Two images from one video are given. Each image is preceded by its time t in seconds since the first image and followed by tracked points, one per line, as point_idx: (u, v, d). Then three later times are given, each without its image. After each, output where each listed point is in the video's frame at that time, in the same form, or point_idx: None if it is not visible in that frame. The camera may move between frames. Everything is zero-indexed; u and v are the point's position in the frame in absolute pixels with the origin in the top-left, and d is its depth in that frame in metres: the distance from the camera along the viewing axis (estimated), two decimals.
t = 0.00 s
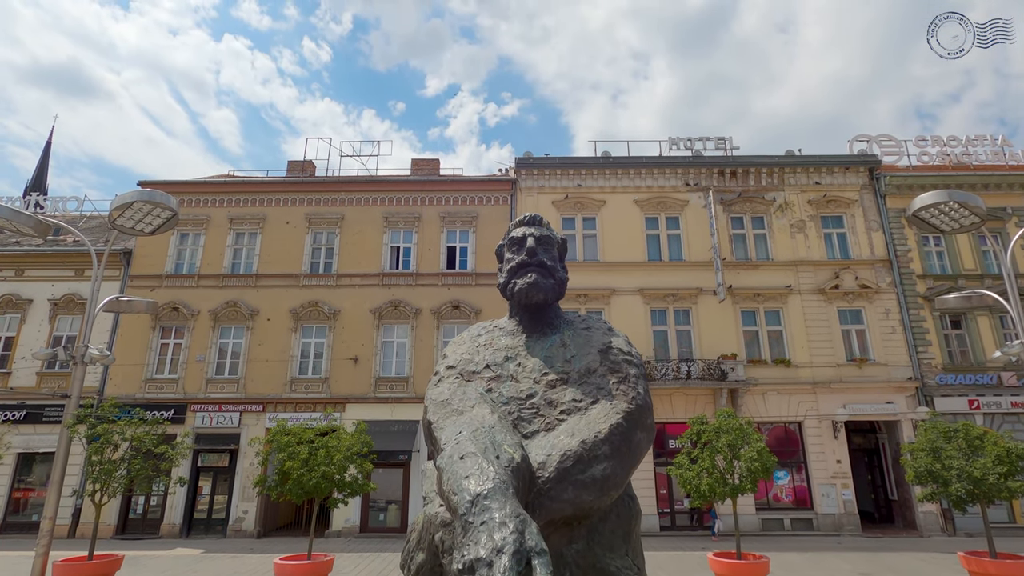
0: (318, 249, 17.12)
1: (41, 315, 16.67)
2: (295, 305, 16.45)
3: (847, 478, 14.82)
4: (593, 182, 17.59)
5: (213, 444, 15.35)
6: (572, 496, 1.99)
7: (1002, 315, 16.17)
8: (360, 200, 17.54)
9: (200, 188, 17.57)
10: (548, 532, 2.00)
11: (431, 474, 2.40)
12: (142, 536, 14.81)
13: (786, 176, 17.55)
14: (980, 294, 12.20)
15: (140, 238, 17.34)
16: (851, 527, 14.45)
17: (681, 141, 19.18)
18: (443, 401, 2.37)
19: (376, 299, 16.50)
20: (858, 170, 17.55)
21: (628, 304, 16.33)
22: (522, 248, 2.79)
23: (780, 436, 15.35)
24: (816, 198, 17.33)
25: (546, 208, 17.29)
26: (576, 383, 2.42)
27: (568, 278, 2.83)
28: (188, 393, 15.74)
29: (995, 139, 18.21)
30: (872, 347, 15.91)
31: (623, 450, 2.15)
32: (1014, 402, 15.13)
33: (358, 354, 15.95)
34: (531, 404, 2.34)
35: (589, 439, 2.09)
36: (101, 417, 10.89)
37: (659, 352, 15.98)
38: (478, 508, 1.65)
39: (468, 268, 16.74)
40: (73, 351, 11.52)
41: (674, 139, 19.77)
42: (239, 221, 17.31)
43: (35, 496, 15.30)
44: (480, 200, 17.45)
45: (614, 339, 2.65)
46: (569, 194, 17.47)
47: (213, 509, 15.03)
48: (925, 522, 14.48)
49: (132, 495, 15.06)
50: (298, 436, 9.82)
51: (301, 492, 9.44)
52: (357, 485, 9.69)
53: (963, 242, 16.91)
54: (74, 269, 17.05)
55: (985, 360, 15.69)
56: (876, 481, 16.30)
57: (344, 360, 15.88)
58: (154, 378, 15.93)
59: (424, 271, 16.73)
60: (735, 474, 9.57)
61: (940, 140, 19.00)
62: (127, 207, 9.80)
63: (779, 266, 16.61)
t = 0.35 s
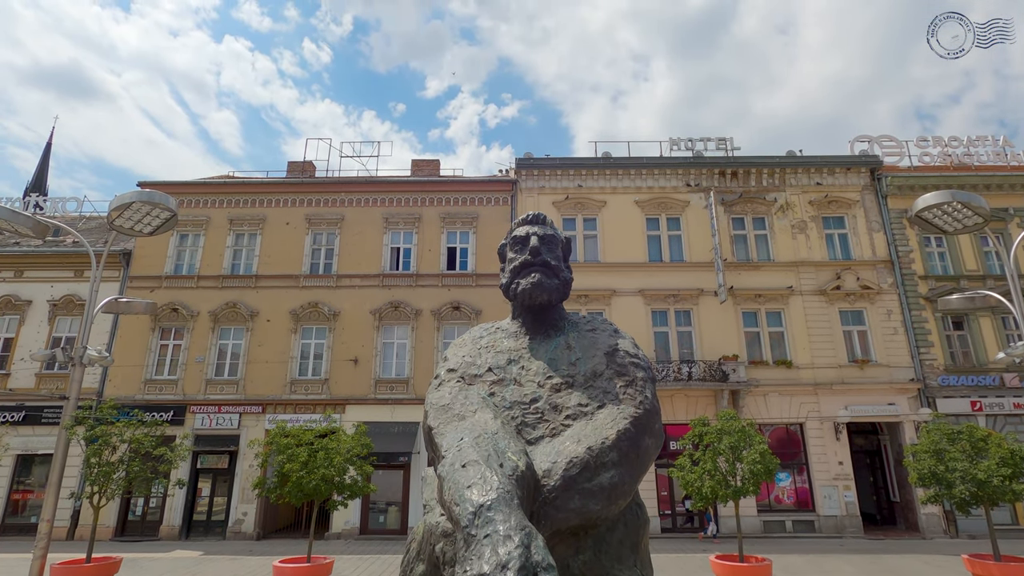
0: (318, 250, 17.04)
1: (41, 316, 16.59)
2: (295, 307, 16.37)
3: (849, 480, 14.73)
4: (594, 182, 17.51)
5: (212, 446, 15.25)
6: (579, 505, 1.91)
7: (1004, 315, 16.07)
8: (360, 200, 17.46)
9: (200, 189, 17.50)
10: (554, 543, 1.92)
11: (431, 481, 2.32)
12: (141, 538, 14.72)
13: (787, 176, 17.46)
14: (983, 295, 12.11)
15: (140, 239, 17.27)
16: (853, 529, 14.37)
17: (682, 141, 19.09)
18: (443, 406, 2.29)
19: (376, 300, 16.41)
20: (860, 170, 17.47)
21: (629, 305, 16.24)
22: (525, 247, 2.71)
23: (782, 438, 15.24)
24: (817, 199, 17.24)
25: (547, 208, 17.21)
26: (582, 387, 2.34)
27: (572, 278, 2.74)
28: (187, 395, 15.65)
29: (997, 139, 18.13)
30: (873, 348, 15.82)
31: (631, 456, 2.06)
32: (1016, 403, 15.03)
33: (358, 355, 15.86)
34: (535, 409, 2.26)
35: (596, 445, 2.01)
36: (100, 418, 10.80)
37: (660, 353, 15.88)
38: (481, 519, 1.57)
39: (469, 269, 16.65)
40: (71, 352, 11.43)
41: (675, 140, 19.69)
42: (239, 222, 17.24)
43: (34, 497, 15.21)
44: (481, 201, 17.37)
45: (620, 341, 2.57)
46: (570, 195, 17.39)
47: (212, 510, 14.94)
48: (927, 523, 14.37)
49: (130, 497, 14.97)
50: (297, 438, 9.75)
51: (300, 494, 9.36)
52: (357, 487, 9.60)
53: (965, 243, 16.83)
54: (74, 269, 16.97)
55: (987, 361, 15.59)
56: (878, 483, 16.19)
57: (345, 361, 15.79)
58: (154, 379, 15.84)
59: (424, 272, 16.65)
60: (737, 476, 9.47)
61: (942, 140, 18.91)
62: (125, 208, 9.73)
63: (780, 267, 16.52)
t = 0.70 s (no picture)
0: (318, 250, 16.95)
1: (39, 316, 16.48)
2: (294, 307, 16.28)
3: (851, 481, 14.64)
4: (594, 182, 17.41)
5: (212, 447, 15.17)
6: (585, 516, 1.81)
7: (1007, 316, 15.97)
8: (360, 200, 17.37)
9: (200, 189, 17.41)
10: (559, 555, 1.82)
11: (430, 489, 2.22)
12: (140, 540, 14.62)
13: (789, 176, 17.36)
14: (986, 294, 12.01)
15: (139, 239, 17.16)
16: (855, 530, 14.27)
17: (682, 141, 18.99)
18: (442, 411, 2.19)
19: (376, 300, 16.32)
20: (861, 170, 17.36)
21: (630, 305, 16.14)
22: (528, 245, 2.62)
23: (784, 439, 15.14)
24: (819, 199, 17.14)
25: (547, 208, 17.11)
26: (587, 390, 2.24)
27: (577, 277, 2.65)
28: (186, 396, 15.56)
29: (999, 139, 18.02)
30: (875, 349, 15.72)
31: (639, 463, 1.96)
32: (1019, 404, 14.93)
33: (358, 355, 15.75)
34: (538, 414, 2.16)
35: (603, 452, 1.91)
36: (97, 420, 10.70)
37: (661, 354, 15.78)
38: (483, 534, 1.47)
39: (469, 270, 16.55)
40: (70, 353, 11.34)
41: (675, 140, 19.59)
42: (238, 222, 17.14)
43: (33, 498, 15.11)
44: (481, 201, 17.26)
45: (626, 343, 2.48)
46: (570, 195, 17.29)
47: (212, 511, 14.84)
48: (930, 525, 14.25)
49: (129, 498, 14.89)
50: (297, 439, 9.65)
51: (299, 496, 9.27)
52: (357, 489, 9.50)
53: (968, 243, 16.72)
54: (73, 270, 16.88)
55: (989, 362, 15.48)
56: (880, 484, 16.09)
57: (345, 361, 15.70)
58: (153, 380, 15.75)
59: (424, 272, 16.55)
60: (740, 478, 9.36)
61: (944, 140, 18.80)
62: (123, 208, 9.64)
63: (782, 267, 16.41)
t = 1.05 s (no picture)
0: (318, 250, 16.87)
1: (38, 316, 16.41)
2: (294, 306, 16.20)
3: (852, 481, 14.56)
4: (594, 182, 17.33)
5: (211, 447, 15.09)
6: (588, 518, 1.73)
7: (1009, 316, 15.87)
8: (360, 199, 17.29)
9: (199, 188, 17.34)
10: (561, 560, 1.75)
11: (427, 490, 2.14)
12: (139, 541, 14.53)
13: (789, 176, 17.28)
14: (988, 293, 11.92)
15: (138, 238, 17.08)
16: (857, 531, 14.19)
17: (683, 141, 18.91)
18: (440, 409, 2.11)
19: (376, 300, 16.23)
20: (863, 170, 17.28)
21: (630, 305, 16.06)
22: (529, 238, 2.54)
23: (785, 439, 15.06)
24: (820, 198, 17.07)
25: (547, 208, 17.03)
26: (590, 388, 2.16)
27: (578, 272, 2.57)
28: (186, 396, 15.47)
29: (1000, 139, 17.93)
30: (876, 348, 15.64)
31: (644, 464, 1.88)
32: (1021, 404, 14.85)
33: (358, 355, 15.68)
34: (539, 412, 2.08)
35: (606, 452, 1.83)
36: (95, 420, 10.61)
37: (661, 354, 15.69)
38: (481, 538, 1.39)
39: (469, 270, 16.47)
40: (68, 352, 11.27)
41: (675, 139, 19.51)
42: (237, 222, 17.07)
43: (32, 498, 15.04)
44: (481, 200, 17.19)
45: (630, 339, 2.40)
46: (570, 194, 17.21)
47: (211, 512, 14.74)
48: (932, 526, 14.18)
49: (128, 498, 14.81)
50: (296, 439, 9.56)
51: (298, 496, 9.20)
52: (357, 489, 9.42)
53: (969, 242, 16.63)
54: (72, 270, 16.81)
55: (991, 362, 15.39)
56: (881, 485, 16.00)
57: (345, 361, 15.62)
58: (152, 380, 15.68)
59: (424, 272, 16.48)
60: (741, 478, 9.29)
61: (945, 140, 18.72)
62: (121, 207, 9.56)
63: (783, 267, 16.33)
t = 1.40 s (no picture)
0: (317, 248, 16.78)
1: (37, 315, 16.33)
2: (294, 305, 16.12)
3: (853, 481, 14.47)
4: (595, 180, 17.24)
5: (211, 446, 15.02)
6: (589, 518, 1.65)
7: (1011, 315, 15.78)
8: (360, 198, 17.20)
9: (199, 187, 17.26)
10: (560, 561, 1.67)
11: (421, 488, 2.06)
12: (138, 541, 14.45)
13: (790, 174, 17.18)
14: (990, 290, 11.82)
15: (138, 237, 17.01)
16: (858, 530, 14.11)
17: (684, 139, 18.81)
18: (434, 404, 2.03)
19: (375, 299, 16.13)
20: (864, 168, 17.18)
21: (630, 303, 15.97)
22: (527, 228, 2.45)
23: (785, 438, 14.97)
24: (821, 196, 16.98)
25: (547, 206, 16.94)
26: (590, 382, 2.08)
27: (578, 263, 2.49)
28: (185, 395, 15.39)
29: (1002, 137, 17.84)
30: (878, 347, 15.55)
31: (647, 461, 1.80)
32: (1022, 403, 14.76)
33: (357, 354, 15.59)
34: (538, 407, 2.00)
35: (608, 449, 1.74)
36: (93, 419, 10.52)
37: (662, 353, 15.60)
38: (474, 539, 1.31)
39: (469, 269, 16.38)
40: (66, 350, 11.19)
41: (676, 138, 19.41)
42: (237, 220, 16.98)
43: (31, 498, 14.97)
44: (481, 199, 17.10)
45: (631, 332, 2.31)
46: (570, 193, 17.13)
47: (210, 511, 14.65)
48: (933, 525, 14.09)
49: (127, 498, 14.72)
50: (295, 438, 9.47)
51: (297, 496, 9.12)
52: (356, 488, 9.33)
53: (971, 241, 16.53)
54: (70, 268, 16.73)
55: (993, 361, 15.30)
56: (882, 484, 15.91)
57: (344, 360, 15.53)
58: (151, 379, 15.60)
59: (424, 270, 16.38)
60: (741, 478, 9.20)
61: (946, 138, 18.62)
62: (118, 204, 9.47)
63: (784, 265, 16.24)
